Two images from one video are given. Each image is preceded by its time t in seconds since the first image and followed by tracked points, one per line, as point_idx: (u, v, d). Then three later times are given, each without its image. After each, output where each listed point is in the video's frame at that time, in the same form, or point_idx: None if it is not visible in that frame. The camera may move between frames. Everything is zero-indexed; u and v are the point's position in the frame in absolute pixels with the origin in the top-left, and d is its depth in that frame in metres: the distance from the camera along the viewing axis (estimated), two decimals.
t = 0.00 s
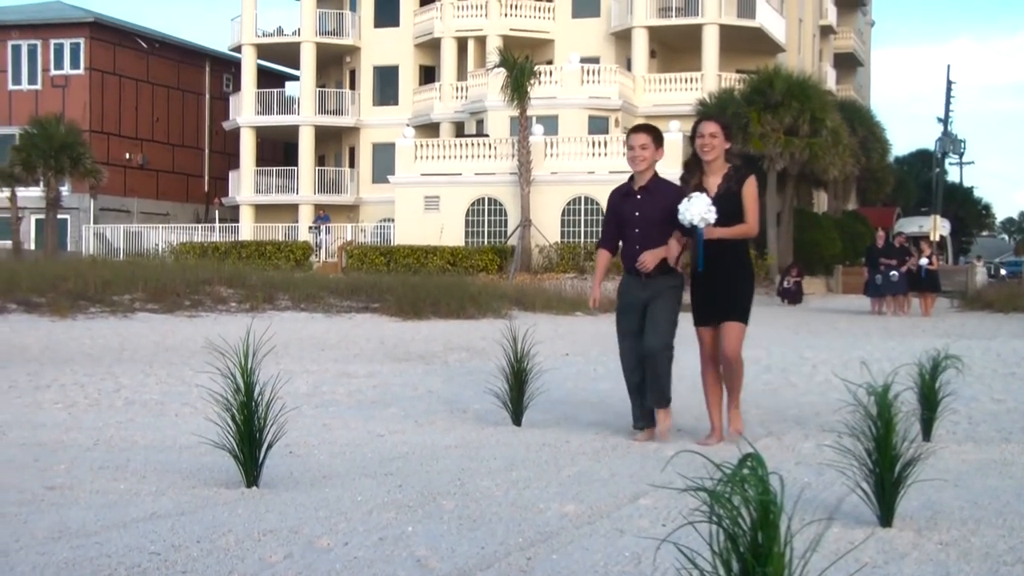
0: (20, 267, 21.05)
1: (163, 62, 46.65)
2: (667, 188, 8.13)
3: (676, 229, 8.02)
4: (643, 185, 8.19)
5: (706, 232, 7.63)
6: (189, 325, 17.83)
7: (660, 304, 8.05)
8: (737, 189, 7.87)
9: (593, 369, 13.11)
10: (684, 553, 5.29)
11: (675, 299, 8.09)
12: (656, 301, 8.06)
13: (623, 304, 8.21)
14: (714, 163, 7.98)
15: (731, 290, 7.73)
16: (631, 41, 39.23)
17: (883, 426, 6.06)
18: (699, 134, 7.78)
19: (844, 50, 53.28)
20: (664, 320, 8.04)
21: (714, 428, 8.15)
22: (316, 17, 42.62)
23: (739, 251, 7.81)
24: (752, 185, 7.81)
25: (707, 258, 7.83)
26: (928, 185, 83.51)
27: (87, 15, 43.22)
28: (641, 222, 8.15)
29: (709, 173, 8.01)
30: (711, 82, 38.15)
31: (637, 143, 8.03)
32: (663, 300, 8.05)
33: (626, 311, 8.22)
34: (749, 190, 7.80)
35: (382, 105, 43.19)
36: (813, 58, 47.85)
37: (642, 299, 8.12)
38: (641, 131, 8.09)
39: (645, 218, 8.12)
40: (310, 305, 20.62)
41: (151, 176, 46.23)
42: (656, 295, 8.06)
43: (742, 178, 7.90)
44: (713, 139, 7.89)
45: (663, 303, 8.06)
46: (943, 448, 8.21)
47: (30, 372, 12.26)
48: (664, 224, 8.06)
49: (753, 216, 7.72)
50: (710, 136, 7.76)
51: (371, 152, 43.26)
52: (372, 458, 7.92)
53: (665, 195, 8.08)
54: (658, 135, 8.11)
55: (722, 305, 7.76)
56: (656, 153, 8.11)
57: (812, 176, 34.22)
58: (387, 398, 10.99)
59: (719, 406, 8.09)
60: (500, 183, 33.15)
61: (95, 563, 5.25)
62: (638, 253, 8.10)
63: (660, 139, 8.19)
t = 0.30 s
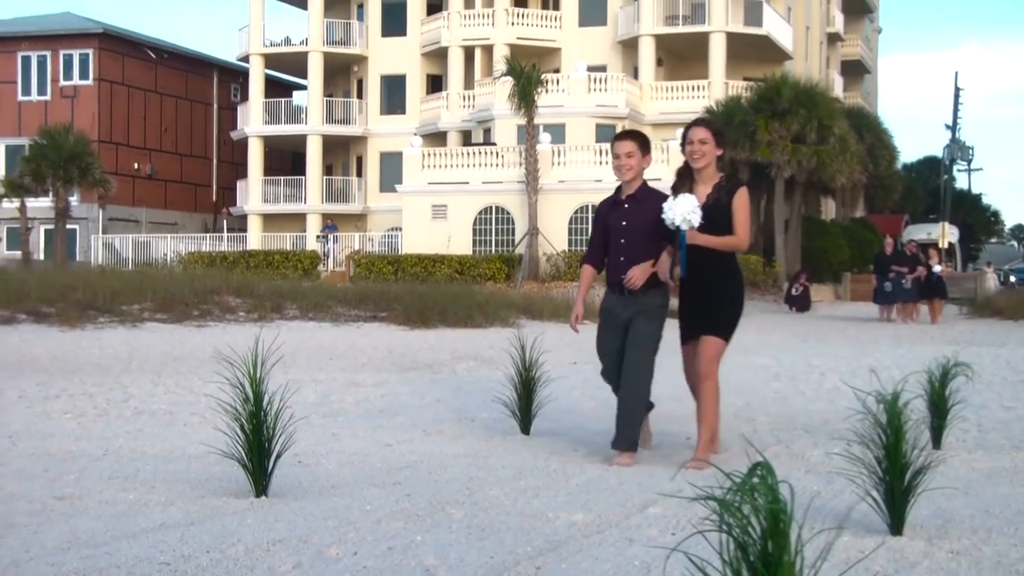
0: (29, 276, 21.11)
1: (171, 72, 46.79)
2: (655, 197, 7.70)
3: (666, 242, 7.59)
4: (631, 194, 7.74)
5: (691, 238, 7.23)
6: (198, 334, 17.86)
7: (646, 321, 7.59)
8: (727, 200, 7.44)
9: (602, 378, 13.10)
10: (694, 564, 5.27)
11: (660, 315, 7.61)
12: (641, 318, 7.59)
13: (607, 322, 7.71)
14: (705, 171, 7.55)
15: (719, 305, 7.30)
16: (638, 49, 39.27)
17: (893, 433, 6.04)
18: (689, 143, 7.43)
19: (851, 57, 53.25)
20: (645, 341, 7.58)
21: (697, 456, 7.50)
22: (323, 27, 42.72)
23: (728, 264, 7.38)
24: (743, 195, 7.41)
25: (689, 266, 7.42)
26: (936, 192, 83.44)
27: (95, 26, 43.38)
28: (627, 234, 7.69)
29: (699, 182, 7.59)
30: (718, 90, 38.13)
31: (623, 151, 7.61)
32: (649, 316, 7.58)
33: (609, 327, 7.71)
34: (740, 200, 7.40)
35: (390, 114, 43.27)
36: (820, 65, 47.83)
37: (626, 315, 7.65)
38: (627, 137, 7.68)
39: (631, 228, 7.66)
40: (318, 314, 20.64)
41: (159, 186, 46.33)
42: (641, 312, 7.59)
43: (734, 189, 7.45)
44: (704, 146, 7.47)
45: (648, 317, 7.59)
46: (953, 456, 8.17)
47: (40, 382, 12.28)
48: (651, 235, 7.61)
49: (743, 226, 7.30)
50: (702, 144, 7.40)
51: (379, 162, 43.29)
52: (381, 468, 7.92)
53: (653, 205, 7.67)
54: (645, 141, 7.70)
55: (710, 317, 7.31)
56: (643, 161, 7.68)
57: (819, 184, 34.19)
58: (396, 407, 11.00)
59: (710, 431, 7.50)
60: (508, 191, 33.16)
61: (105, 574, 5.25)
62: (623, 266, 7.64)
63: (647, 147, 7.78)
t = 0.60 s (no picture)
0: (39, 286, 21.15)
1: (181, 82, 46.94)
2: (642, 197, 7.35)
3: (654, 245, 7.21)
4: (616, 196, 7.40)
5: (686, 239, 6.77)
6: (207, 343, 17.87)
7: (638, 330, 7.24)
8: (720, 202, 7.03)
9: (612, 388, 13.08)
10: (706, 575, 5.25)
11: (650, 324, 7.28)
12: (633, 325, 7.23)
13: (592, 328, 7.28)
14: (695, 171, 7.17)
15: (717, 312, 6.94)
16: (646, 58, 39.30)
17: (905, 444, 6.02)
18: (678, 138, 7.09)
19: (861, 66, 53.21)
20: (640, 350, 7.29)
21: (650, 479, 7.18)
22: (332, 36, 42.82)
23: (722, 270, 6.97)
24: (739, 195, 7.01)
25: (687, 269, 6.93)
26: (947, 201, 83.29)
27: (105, 36, 43.54)
28: (615, 237, 7.33)
29: (689, 183, 7.20)
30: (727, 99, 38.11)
31: (609, 148, 7.29)
32: (639, 325, 7.24)
33: (594, 333, 7.28)
34: (735, 201, 6.99)
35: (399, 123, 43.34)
36: (829, 74, 47.81)
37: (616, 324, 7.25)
38: (612, 135, 7.35)
39: (619, 231, 7.31)
40: (327, 323, 20.65)
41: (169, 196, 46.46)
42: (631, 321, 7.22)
43: (726, 190, 7.05)
44: (693, 144, 7.12)
45: (640, 329, 7.25)
46: (965, 466, 8.14)
47: (50, 391, 12.31)
48: (638, 240, 7.27)
49: (737, 229, 6.91)
50: (694, 139, 7.06)
51: (388, 171, 43.36)
52: (390, 477, 7.91)
53: (641, 207, 7.31)
54: (631, 140, 7.38)
55: (711, 325, 6.94)
56: (629, 160, 7.34)
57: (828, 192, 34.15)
58: (405, 416, 10.99)
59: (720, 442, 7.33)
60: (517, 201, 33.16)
61: None
62: (612, 272, 7.27)
63: (633, 145, 7.46)
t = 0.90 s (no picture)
0: (62, 283, 21.28)
1: (202, 79, 47.10)
2: (638, 176, 7.01)
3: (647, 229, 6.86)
4: (612, 173, 7.05)
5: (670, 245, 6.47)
6: (228, 340, 17.95)
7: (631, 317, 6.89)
8: (714, 184, 6.70)
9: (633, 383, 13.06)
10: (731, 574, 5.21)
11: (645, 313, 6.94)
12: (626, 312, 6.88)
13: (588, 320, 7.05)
14: (688, 152, 6.82)
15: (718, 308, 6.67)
16: (667, 52, 39.20)
17: (929, 440, 5.96)
18: (667, 120, 6.76)
19: (882, 59, 52.94)
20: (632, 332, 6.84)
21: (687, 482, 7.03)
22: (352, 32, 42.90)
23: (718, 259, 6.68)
24: (732, 175, 6.67)
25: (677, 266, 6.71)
26: (969, 194, 82.90)
27: (127, 34, 43.73)
28: (608, 217, 6.99)
29: (682, 165, 6.87)
30: (749, 93, 37.96)
31: (607, 124, 6.96)
32: (631, 310, 6.88)
33: (590, 324, 7.05)
34: (727, 182, 6.67)
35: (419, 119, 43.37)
36: (851, 67, 47.57)
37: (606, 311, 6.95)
38: (611, 110, 7.01)
39: (612, 213, 6.98)
40: (348, 319, 20.69)
41: (190, 192, 46.66)
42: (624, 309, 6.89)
43: (721, 171, 6.69)
44: (683, 123, 6.76)
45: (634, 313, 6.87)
46: (990, 461, 8.10)
47: (74, 388, 12.38)
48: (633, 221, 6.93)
49: (732, 217, 6.59)
50: (683, 121, 6.72)
51: (408, 167, 43.41)
52: (413, 474, 7.92)
53: (636, 187, 6.96)
54: (630, 116, 7.05)
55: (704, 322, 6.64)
56: (628, 137, 7.03)
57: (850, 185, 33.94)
58: (427, 412, 11.01)
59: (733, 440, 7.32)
60: (538, 196, 33.15)
61: None
62: (604, 256, 6.95)
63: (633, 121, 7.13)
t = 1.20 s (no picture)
0: (66, 301, 21.30)
1: (206, 97, 47.24)
2: (610, 195, 6.66)
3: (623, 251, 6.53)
4: (581, 193, 6.69)
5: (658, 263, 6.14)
6: (232, 360, 17.96)
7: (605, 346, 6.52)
8: (695, 203, 6.41)
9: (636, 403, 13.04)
10: None
11: (622, 340, 6.56)
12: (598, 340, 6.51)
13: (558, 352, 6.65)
14: (665, 168, 6.54)
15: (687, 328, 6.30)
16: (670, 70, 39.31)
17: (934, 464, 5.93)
18: (644, 131, 6.50)
19: (885, 77, 53.07)
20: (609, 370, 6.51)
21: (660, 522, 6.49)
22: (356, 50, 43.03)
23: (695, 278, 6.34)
24: (714, 194, 6.39)
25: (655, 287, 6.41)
26: (971, 212, 82.98)
27: (131, 52, 43.87)
28: (578, 240, 6.62)
29: (660, 182, 6.57)
30: (751, 111, 38.03)
31: (570, 138, 6.68)
32: (608, 339, 6.52)
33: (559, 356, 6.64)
34: (710, 201, 6.38)
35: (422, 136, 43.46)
36: (854, 85, 47.67)
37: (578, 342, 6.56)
38: (576, 124, 6.74)
39: (583, 234, 6.60)
40: (352, 337, 20.71)
41: (194, 210, 46.74)
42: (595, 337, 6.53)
43: (702, 189, 6.40)
44: (660, 136, 6.49)
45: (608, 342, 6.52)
46: (996, 484, 8.08)
47: (78, 409, 12.38)
48: (605, 244, 6.58)
49: (716, 236, 6.31)
50: (661, 132, 6.45)
51: (412, 185, 43.49)
52: (417, 496, 7.92)
53: (609, 208, 6.62)
54: (598, 131, 6.75)
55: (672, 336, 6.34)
56: (595, 151, 6.73)
57: (853, 203, 34.00)
58: (431, 433, 11.01)
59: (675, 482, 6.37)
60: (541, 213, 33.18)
61: None
62: (577, 281, 6.58)
63: (601, 138, 6.83)
